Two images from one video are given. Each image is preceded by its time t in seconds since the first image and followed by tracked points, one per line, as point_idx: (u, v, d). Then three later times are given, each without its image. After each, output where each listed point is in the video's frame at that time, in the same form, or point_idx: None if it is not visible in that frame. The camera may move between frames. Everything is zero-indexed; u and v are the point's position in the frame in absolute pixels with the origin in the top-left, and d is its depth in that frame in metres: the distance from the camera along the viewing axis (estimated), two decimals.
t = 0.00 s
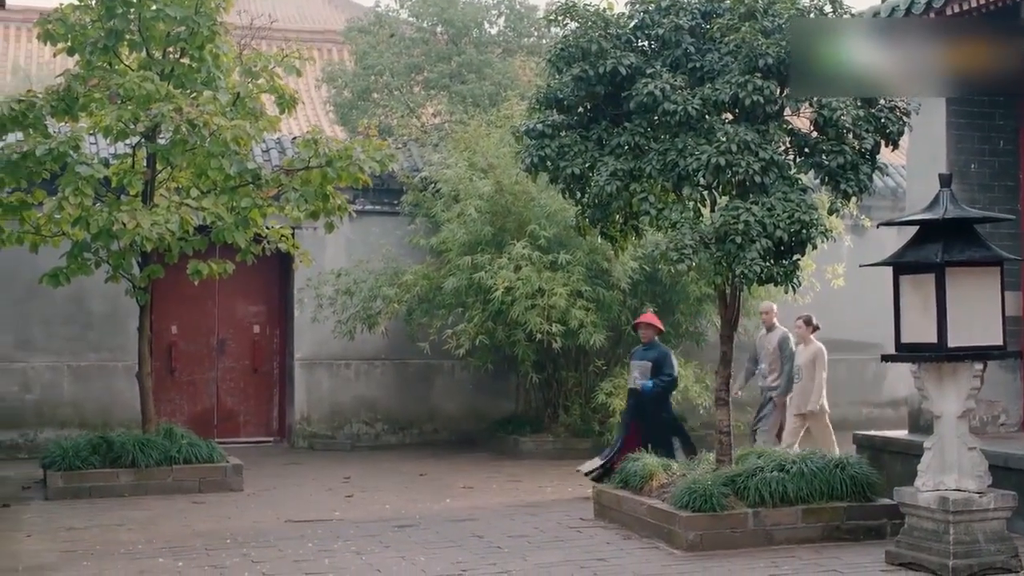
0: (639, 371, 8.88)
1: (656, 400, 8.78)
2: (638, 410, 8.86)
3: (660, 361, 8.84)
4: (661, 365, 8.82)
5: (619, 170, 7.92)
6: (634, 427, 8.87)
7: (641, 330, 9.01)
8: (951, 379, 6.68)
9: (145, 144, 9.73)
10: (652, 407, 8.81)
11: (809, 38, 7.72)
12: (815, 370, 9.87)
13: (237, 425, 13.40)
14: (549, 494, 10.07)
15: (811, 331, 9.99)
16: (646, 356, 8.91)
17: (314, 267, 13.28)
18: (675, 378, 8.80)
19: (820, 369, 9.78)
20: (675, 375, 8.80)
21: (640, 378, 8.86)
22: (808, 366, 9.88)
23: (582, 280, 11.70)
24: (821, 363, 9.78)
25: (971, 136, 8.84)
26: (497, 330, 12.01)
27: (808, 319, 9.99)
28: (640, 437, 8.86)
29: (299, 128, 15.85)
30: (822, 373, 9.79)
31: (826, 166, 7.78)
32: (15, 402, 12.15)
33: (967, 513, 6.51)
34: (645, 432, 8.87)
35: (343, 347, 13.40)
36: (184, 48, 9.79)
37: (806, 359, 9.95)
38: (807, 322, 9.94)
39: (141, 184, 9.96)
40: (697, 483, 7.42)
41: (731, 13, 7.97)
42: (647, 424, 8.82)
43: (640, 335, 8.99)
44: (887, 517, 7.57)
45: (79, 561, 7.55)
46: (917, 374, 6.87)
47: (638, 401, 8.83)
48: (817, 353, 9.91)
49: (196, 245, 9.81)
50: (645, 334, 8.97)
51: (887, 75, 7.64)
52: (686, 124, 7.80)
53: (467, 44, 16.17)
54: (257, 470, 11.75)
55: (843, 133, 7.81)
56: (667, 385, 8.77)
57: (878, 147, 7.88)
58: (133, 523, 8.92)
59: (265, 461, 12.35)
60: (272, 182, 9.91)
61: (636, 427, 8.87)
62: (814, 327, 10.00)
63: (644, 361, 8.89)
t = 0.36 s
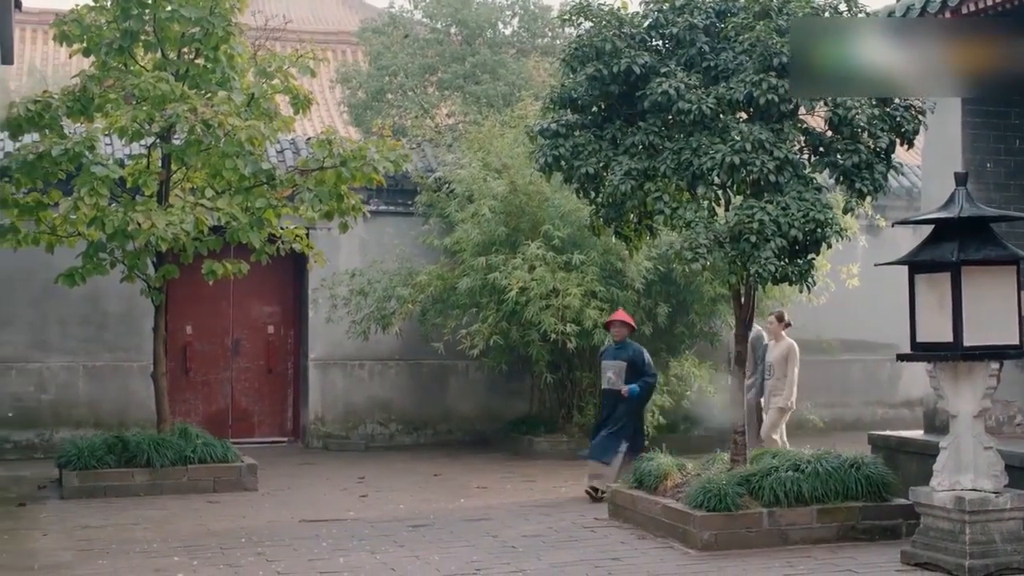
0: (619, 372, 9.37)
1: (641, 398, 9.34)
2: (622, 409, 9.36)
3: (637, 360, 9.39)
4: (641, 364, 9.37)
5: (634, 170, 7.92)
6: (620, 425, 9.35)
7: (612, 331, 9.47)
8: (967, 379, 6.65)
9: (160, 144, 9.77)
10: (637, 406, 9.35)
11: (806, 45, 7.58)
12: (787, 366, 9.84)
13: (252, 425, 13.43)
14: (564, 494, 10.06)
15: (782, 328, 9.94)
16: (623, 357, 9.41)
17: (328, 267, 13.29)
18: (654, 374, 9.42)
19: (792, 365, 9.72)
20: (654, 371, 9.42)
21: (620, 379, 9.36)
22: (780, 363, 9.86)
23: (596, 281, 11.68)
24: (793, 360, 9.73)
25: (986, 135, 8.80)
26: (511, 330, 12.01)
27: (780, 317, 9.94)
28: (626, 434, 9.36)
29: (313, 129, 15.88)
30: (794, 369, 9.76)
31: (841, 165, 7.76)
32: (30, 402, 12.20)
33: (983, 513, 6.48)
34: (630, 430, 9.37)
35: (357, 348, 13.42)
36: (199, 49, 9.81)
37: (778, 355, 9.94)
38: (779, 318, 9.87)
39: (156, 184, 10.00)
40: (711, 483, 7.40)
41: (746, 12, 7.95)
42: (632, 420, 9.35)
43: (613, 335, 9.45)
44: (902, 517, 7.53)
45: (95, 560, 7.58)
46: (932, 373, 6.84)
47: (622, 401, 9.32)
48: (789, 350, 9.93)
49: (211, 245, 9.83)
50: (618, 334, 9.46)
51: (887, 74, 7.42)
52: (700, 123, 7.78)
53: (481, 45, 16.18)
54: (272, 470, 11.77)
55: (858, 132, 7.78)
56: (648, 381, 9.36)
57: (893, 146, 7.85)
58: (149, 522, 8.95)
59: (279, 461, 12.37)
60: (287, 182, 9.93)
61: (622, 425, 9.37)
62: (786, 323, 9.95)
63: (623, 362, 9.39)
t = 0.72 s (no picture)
0: (598, 372, 9.36)
1: (618, 398, 9.33)
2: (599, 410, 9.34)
3: (618, 360, 9.39)
4: (621, 363, 9.37)
5: (651, 169, 7.91)
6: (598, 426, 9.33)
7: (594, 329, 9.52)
8: (987, 379, 6.61)
9: (178, 145, 9.80)
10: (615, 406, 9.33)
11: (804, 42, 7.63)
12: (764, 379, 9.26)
13: (270, 426, 13.46)
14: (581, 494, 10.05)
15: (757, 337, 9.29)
16: (602, 355, 9.41)
17: (346, 268, 13.32)
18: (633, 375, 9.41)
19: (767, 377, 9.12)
20: (633, 371, 9.41)
21: (599, 379, 9.34)
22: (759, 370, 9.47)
23: (613, 281, 11.67)
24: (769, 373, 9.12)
25: (1006, 134, 8.75)
26: (529, 331, 11.99)
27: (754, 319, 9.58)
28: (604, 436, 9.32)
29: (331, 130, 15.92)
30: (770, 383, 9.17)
31: (859, 164, 7.72)
32: (50, 402, 12.27)
33: (1004, 513, 6.43)
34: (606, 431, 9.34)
35: (374, 348, 13.44)
36: (217, 50, 9.84)
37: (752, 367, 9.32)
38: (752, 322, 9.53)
39: (174, 185, 10.03)
40: (729, 483, 7.38)
41: (763, 11, 7.94)
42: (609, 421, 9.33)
43: (594, 333, 9.51)
44: (921, 518, 7.49)
45: (113, 559, 7.61)
46: (952, 373, 6.80)
47: (599, 401, 9.32)
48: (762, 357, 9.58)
49: (229, 246, 9.86)
50: (600, 332, 9.49)
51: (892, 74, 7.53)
52: (718, 122, 7.77)
53: (498, 46, 16.20)
54: (290, 470, 11.79)
55: (875, 131, 7.73)
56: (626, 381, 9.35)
57: (912, 145, 7.80)
58: (167, 521, 8.98)
59: (297, 461, 12.40)
60: (305, 183, 9.95)
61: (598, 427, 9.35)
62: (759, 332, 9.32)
63: (602, 361, 9.38)
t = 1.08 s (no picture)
0: (582, 375, 9.17)
1: (602, 401, 9.11)
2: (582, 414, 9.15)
3: (603, 362, 9.21)
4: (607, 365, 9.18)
5: (670, 167, 7.89)
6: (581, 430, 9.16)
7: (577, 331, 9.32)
8: (1009, 377, 6.57)
9: (199, 144, 9.85)
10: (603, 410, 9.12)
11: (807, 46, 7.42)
12: (743, 374, 9.13)
13: (289, 425, 13.50)
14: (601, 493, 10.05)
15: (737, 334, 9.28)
16: (585, 358, 9.23)
17: (366, 266, 13.34)
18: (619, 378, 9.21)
19: (750, 372, 9.08)
20: (619, 373, 9.22)
21: (584, 381, 9.16)
22: (735, 370, 9.15)
23: (633, 280, 11.66)
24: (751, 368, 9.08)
25: None
26: (548, 329, 11.99)
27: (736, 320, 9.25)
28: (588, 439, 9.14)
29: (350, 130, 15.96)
30: (751, 378, 9.09)
31: (880, 162, 7.69)
32: (71, 401, 12.35)
33: None
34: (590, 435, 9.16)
35: (394, 347, 13.47)
36: (237, 49, 9.88)
37: (732, 362, 9.20)
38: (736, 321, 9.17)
39: (194, 184, 10.07)
40: (749, 481, 7.36)
41: (783, 8, 7.85)
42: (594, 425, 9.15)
43: (578, 335, 9.30)
44: (943, 516, 7.45)
45: (135, 555, 7.65)
46: (973, 370, 6.76)
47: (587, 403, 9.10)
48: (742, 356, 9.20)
49: (249, 245, 9.90)
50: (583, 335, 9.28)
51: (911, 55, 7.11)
52: (737, 120, 7.74)
53: (517, 45, 16.21)
54: (310, 469, 11.83)
55: (896, 129, 7.73)
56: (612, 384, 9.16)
57: (933, 142, 7.77)
58: (188, 519, 9.03)
59: (317, 460, 12.44)
60: (324, 181, 9.98)
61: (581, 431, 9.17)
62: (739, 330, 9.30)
63: (586, 364, 9.19)
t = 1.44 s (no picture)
0: (576, 373, 8.93)
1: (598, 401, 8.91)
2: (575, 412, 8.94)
3: (596, 360, 8.96)
4: (600, 363, 8.95)
5: (691, 165, 7.87)
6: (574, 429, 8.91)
7: (569, 326, 9.02)
8: None
9: (220, 143, 9.88)
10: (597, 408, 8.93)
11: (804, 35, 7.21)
12: (724, 371, 9.15)
13: (310, 423, 13.54)
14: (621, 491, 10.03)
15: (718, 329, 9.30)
16: (579, 355, 8.96)
17: (386, 265, 13.36)
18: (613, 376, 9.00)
19: (730, 370, 9.12)
20: (613, 371, 9.01)
21: (578, 379, 8.92)
22: (717, 367, 9.17)
23: (653, 278, 11.63)
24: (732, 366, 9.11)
25: None
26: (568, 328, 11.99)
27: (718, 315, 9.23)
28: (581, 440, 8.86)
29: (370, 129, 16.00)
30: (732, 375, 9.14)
31: (901, 159, 7.65)
32: (94, 400, 12.42)
33: None
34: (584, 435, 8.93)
35: (414, 346, 13.48)
36: (258, 49, 9.92)
37: (713, 359, 9.21)
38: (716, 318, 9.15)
39: (215, 183, 10.12)
40: (770, 479, 7.32)
41: (803, 4, 7.82)
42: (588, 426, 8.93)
43: (568, 331, 9.00)
44: (966, 515, 7.40)
45: (156, 552, 7.69)
46: (995, 367, 6.71)
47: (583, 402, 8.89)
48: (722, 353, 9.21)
49: (269, 243, 9.93)
50: (573, 330, 8.99)
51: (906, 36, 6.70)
52: (758, 117, 7.71)
53: (537, 44, 16.21)
54: (331, 467, 11.86)
55: (917, 125, 7.68)
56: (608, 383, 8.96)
57: (955, 139, 7.72)
58: (209, 516, 9.07)
59: (338, 458, 12.47)
60: (345, 180, 10.01)
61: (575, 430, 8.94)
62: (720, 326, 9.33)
63: (582, 361, 8.93)
